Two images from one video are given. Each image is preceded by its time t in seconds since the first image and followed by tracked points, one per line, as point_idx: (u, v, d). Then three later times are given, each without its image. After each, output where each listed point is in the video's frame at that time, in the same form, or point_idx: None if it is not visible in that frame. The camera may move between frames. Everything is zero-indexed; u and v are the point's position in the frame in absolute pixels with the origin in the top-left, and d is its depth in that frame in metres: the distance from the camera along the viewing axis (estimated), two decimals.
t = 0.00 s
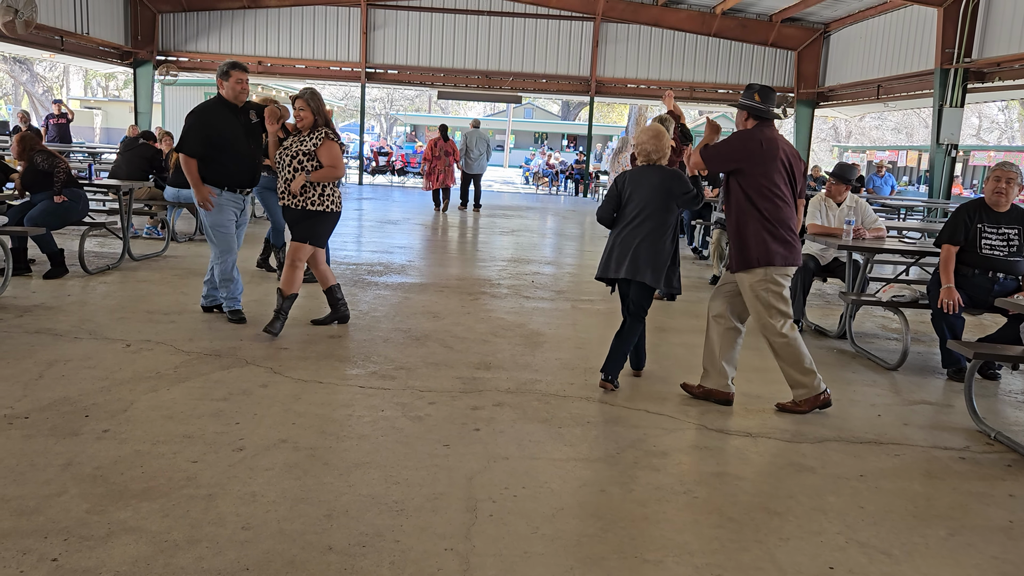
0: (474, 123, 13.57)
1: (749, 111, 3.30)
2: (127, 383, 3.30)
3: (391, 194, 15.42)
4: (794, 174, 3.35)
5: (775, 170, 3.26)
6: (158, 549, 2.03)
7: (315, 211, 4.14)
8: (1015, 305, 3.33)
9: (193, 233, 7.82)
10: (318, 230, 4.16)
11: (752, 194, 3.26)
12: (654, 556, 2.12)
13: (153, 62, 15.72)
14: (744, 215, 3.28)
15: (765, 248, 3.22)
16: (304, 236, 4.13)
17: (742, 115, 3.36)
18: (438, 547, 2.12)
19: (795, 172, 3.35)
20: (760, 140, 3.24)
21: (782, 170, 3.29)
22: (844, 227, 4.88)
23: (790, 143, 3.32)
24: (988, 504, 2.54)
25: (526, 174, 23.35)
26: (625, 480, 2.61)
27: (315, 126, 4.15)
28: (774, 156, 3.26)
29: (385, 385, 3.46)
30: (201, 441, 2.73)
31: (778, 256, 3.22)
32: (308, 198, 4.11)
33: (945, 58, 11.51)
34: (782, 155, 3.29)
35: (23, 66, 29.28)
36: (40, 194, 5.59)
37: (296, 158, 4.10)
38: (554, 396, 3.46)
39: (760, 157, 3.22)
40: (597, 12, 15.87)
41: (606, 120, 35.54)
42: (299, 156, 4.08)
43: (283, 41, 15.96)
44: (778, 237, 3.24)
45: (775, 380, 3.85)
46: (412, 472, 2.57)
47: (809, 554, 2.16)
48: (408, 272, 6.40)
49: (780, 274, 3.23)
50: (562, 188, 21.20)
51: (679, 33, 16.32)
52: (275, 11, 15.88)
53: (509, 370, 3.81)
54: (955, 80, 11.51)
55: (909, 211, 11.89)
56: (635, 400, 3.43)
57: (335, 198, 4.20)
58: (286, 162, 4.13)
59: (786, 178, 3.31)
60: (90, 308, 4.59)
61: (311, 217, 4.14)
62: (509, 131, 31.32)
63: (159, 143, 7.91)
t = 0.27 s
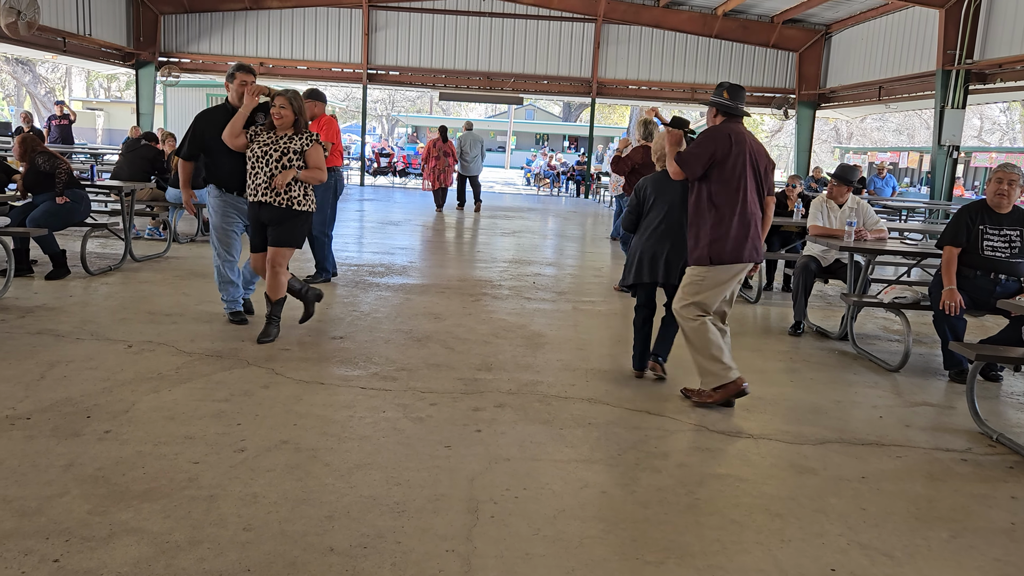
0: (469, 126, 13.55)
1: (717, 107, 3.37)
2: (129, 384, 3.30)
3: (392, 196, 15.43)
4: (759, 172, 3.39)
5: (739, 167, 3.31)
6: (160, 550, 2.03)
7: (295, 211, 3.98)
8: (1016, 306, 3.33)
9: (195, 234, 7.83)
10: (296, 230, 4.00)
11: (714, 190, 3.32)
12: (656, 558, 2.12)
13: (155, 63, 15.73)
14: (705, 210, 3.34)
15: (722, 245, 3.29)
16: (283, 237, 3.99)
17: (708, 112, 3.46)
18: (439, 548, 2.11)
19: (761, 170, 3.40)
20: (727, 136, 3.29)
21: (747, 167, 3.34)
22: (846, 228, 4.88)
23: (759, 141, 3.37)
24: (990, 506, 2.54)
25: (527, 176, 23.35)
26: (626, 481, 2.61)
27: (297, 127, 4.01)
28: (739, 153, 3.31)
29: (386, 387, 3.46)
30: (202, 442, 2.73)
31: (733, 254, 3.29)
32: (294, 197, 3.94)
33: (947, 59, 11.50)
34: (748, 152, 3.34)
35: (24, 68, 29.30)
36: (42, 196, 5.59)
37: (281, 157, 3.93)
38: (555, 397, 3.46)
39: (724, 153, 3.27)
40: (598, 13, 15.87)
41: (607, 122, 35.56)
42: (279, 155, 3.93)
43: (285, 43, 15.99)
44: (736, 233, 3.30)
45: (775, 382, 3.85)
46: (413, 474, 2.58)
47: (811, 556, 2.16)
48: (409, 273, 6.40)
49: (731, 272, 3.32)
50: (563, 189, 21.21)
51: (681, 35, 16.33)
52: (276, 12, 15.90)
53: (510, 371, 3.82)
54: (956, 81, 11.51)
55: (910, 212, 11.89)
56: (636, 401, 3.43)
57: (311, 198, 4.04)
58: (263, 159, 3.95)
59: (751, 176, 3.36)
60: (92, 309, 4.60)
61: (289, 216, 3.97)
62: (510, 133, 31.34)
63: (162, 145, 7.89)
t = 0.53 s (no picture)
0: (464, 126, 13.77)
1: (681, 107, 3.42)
2: (130, 386, 3.30)
3: (393, 197, 15.43)
4: (724, 168, 3.39)
5: (698, 162, 3.32)
6: (161, 552, 2.03)
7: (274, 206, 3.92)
8: (1018, 309, 3.32)
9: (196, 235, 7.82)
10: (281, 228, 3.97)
11: (674, 185, 3.35)
12: (657, 560, 2.12)
13: (156, 65, 15.74)
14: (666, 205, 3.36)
15: (676, 239, 3.29)
16: (271, 239, 3.93)
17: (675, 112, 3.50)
18: (440, 550, 2.11)
19: (725, 166, 3.39)
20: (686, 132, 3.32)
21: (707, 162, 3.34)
22: (847, 231, 4.88)
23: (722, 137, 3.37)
24: (992, 508, 2.54)
25: (529, 177, 23.35)
26: (627, 483, 2.60)
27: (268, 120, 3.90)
28: (698, 148, 3.33)
29: (387, 388, 3.45)
30: (203, 443, 2.73)
31: (688, 247, 3.28)
32: (280, 193, 3.94)
33: (949, 61, 11.50)
34: (708, 147, 3.35)
35: (26, 69, 29.31)
36: (43, 197, 5.59)
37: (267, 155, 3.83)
38: (557, 399, 3.45)
39: (680, 147, 3.29)
40: (599, 15, 15.87)
41: (608, 124, 35.56)
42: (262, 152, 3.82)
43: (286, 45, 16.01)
44: (694, 226, 3.29)
45: (776, 383, 3.84)
46: (415, 475, 2.57)
47: (812, 558, 2.16)
48: (410, 275, 6.40)
49: (687, 260, 3.28)
50: (564, 191, 21.23)
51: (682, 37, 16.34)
52: (278, 14, 15.92)
53: (511, 373, 3.82)
54: (958, 83, 11.50)
55: (912, 214, 11.89)
56: (638, 403, 3.43)
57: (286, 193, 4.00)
58: (245, 152, 3.80)
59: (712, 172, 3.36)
60: (93, 310, 4.60)
61: (275, 212, 3.94)
62: (511, 134, 31.36)
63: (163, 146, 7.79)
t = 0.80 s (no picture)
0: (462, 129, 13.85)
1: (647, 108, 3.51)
2: (131, 387, 3.30)
3: (394, 199, 15.43)
4: (676, 165, 3.41)
5: (644, 162, 3.39)
6: (162, 553, 2.03)
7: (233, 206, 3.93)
8: (1019, 310, 3.32)
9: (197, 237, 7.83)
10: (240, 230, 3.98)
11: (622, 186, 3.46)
12: (657, 562, 2.12)
13: (157, 67, 15.75)
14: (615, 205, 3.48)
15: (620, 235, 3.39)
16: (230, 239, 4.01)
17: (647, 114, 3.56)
18: (441, 552, 2.11)
19: (678, 164, 3.41)
20: (633, 133, 3.40)
21: (656, 160, 3.39)
22: (848, 232, 4.88)
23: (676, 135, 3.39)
24: (992, 510, 2.54)
25: (529, 179, 23.35)
26: (627, 484, 2.60)
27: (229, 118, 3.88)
28: (645, 148, 3.40)
29: (388, 390, 3.46)
30: (204, 445, 2.73)
31: (629, 244, 3.36)
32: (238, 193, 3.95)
33: (949, 63, 11.50)
34: (656, 146, 3.40)
35: (27, 71, 29.31)
36: (44, 199, 5.60)
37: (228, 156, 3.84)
38: (557, 400, 3.46)
39: (621, 151, 3.40)
40: (600, 17, 15.87)
41: (609, 126, 35.55)
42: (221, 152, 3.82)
43: (287, 47, 16.02)
44: (635, 225, 3.37)
45: (776, 385, 3.85)
46: (415, 477, 2.58)
47: (812, 560, 2.16)
48: (410, 276, 6.40)
49: (630, 261, 3.37)
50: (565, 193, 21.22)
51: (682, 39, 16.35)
52: (279, 16, 15.93)
53: (512, 374, 3.82)
54: (958, 85, 11.50)
55: (912, 216, 11.90)
56: (638, 404, 3.44)
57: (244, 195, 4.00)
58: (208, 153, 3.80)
59: (661, 170, 3.40)
60: (94, 312, 4.60)
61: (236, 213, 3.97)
62: (512, 136, 31.37)
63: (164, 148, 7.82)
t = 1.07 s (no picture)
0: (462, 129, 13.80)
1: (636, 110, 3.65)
2: (131, 388, 3.30)
3: (394, 199, 15.43)
4: (641, 161, 3.51)
5: (613, 161, 3.57)
6: (161, 553, 2.03)
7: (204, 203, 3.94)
8: (1018, 311, 3.32)
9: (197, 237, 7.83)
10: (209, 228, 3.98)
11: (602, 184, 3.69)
12: (657, 562, 2.12)
13: (157, 67, 15.76)
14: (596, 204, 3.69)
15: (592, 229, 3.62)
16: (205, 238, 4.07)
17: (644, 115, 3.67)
18: (440, 552, 2.12)
19: (644, 160, 3.50)
20: (606, 136, 3.62)
21: (622, 158, 3.55)
22: (848, 233, 4.89)
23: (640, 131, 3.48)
24: (990, 511, 2.54)
25: (529, 179, 23.37)
26: (627, 485, 2.61)
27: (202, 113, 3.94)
28: (613, 148, 3.58)
29: (388, 390, 3.46)
30: (204, 445, 2.73)
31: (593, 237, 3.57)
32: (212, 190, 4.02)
33: (949, 63, 11.51)
34: (623, 144, 3.55)
35: (27, 71, 29.30)
36: (44, 199, 5.60)
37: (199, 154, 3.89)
38: (557, 400, 3.46)
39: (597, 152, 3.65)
40: (599, 17, 15.87)
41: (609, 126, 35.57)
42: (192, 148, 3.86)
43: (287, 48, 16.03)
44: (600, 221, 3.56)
45: (775, 386, 3.85)
46: (414, 477, 2.58)
47: (811, 561, 2.16)
48: (410, 277, 6.41)
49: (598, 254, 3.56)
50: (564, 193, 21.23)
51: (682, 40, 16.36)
52: (279, 17, 15.94)
53: (511, 374, 3.82)
54: (957, 86, 11.51)
55: (912, 217, 11.90)
56: (637, 404, 3.44)
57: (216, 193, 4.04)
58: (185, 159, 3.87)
59: (628, 168, 3.53)
60: (94, 312, 4.61)
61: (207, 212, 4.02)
62: (511, 137, 31.39)
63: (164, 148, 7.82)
